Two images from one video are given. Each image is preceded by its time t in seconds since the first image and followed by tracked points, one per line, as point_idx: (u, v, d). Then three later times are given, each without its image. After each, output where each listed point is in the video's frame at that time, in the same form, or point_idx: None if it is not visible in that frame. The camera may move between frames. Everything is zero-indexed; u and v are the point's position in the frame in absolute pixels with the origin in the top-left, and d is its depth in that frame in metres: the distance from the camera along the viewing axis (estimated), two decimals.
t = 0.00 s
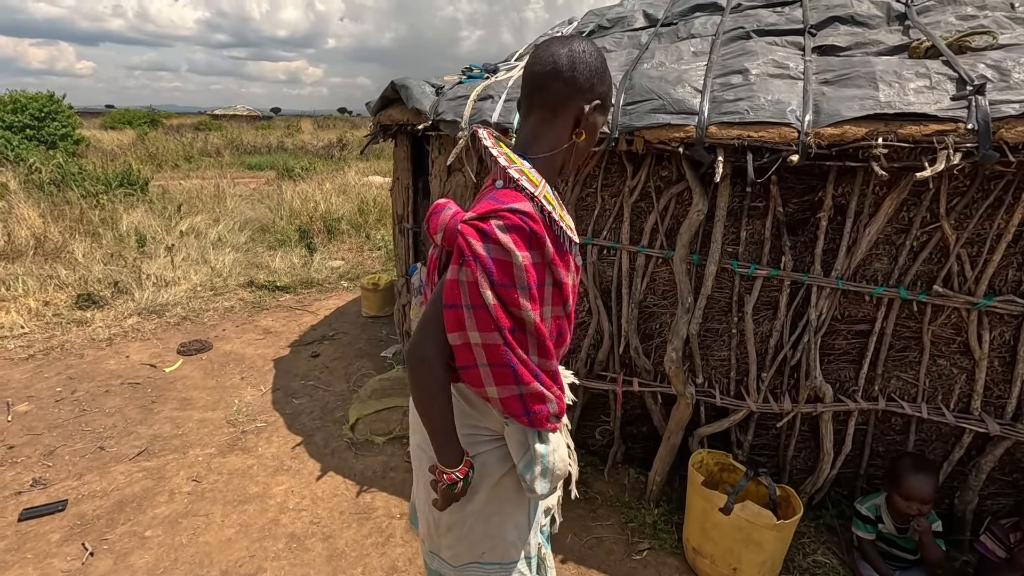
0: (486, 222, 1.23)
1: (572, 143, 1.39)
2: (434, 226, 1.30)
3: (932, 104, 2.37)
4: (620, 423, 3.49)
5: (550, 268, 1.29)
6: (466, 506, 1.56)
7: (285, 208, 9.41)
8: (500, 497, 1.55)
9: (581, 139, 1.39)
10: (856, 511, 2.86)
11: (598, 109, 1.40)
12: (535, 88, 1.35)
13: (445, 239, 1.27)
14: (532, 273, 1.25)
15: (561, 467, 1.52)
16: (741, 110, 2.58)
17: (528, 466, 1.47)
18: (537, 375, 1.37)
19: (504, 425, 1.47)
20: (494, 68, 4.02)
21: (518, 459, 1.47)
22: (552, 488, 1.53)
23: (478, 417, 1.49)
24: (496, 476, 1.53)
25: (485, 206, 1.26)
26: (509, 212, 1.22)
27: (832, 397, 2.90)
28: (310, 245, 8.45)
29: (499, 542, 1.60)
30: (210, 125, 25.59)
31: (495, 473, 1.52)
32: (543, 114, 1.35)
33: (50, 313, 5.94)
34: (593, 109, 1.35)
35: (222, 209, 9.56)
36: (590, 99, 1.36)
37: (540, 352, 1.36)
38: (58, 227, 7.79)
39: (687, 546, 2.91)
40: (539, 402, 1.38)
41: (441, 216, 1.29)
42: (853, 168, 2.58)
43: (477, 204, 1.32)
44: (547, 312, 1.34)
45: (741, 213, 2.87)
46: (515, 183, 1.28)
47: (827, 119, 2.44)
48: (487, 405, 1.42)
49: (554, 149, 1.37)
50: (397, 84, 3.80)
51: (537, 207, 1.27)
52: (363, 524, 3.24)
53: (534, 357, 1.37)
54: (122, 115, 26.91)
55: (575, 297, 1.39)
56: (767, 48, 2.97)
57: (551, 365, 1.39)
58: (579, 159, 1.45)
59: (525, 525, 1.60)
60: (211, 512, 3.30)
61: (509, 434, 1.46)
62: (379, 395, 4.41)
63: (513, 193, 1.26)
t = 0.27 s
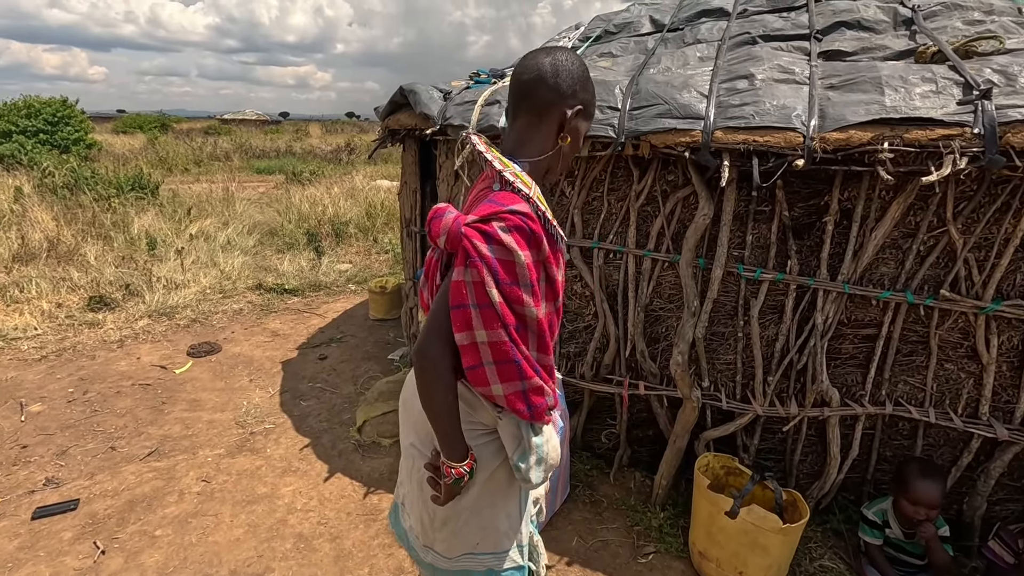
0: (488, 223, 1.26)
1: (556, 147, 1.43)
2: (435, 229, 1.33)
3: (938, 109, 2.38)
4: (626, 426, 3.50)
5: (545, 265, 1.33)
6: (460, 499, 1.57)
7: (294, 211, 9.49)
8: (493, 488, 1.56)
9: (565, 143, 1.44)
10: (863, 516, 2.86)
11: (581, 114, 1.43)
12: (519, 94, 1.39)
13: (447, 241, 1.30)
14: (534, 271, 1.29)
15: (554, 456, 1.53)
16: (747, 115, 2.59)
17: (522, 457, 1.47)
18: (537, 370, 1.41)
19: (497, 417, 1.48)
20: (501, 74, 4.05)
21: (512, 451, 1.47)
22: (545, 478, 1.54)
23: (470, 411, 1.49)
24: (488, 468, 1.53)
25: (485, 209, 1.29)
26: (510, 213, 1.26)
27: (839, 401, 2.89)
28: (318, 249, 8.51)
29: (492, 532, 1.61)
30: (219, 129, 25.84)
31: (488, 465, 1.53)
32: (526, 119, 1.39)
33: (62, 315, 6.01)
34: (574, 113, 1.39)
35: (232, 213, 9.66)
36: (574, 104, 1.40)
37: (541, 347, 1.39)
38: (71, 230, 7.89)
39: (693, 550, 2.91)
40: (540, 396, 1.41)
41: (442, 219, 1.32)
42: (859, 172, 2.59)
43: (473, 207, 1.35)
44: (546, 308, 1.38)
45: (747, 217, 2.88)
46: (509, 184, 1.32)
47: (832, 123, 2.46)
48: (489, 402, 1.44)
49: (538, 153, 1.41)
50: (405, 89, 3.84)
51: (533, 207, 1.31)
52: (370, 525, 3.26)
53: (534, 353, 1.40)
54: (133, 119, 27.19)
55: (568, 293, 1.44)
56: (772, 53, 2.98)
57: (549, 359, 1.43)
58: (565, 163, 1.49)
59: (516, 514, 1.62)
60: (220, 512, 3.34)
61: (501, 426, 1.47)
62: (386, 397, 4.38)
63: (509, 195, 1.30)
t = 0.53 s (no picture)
0: (462, 211, 1.34)
1: (536, 149, 1.51)
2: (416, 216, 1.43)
3: (950, 111, 2.38)
4: (635, 429, 3.50)
5: (519, 254, 1.38)
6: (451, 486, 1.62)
7: (303, 215, 9.55)
8: (481, 475, 1.60)
9: (545, 144, 1.52)
10: (875, 521, 2.85)
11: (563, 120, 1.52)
12: (507, 103, 1.53)
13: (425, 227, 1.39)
14: (504, 257, 1.35)
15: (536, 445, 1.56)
16: (757, 117, 2.60)
17: (504, 443, 1.52)
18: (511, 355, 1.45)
19: (480, 406, 1.54)
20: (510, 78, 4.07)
21: (495, 437, 1.52)
22: (528, 467, 1.56)
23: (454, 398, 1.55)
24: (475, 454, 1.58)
25: (461, 198, 1.38)
26: (481, 201, 1.34)
27: (850, 404, 2.88)
28: (327, 252, 8.56)
29: (483, 519, 1.64)
30: (228, 133, 26.04)
31: (474, 453, 1.58)
32: (510, 122, 1.51)
33: (75, 317, 6.08)
34: (552, 116, 1.48)
35: (241, 216, 9.73)
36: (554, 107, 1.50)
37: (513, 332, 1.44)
38: (83, 233, 7.98)
39: (703, 553, 2.91)
40: (513, 380, 1.45)
41: (422, 207, 1.42)
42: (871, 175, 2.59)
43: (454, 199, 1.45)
44: (520, 295, 1.43)
45: (757, 220, 2.89)
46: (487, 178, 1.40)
47: (843, 126, 2.46)
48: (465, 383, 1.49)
49: (517, 153, 1.50)
50: (415, 93, 3.86)
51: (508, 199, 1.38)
52: (379, 527, 3.27)
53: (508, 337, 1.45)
54: (144, 123, 27.44)
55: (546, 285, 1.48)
56: (783, 56, 2.99)
57: (524, 346, 1.47)
58: (550, 168, 1.56)
59: (507, 503, 1.64)
60: (231, 512, 3.36)
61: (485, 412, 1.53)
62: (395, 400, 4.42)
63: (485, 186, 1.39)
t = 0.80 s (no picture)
0: (446, 204, 1.45)
1: (528, 155, 1.60)
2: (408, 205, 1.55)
3: (964, 115, 2.36)
4: (644, 434, 3.48)
5: (499, 249, 1.48)
6: (433, 474, 1.76)
7: (311, 219, 9.60)
8: (460, 465, 1.73)
9: (538, 150, 1.60)
10: (888, 527, 2.82)
11: (557, 129, 1.61)
12: (507, 110, 1.64)
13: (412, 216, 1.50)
14: (481, 250, 1.45)
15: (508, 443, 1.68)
16: (768, 121, 2.59)
17: (475, 436, 1.65)
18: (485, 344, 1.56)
19: (459, 400, 1.67)
20: (520, 82, 4.09)
21: (468, 432, 1.66)
22: (499, 461, 1.68)
23: (436, 390, 1.69)
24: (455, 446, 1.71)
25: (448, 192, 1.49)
26: (464, 196, 1.44)
27: (862, 410, 2.86)
28: (335, 256, 8.59)
29: (463, 507, 1.77)
30: (237, 139, 26.25)
31: (453, 445, 1.71)
32: (507, 127, 1.62)
33: (86, 319, 6.12)
34: (546, 124, 1.57)
35: (250, 220, 9.79)
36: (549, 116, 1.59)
37: (487, 322, 1.54)
38: (95, 236, 8.05)
39: (713, 559, 2.89)
40: (483, 368, 1.56)
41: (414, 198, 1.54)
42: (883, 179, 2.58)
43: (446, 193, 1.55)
44: (497, 288, 1.53)
45: (768, 224, 2.88)
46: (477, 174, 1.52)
47: (856, 130, 2.45)
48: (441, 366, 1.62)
49: (511, 157, 1.60)
50: (425, 98, 3.88)
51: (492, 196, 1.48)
52: (388, 530, 3.26)
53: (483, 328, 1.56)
54: (154, 129, 27.68)
55: (527, 281, 1.57)
56: (793, 61, 2.99)
57: (498, 338, 1.58)
58: (543, 174, 1.65)
59: (486, 495, 1.75)
60: (240, 514, 3.37)
61: (463, 406, 1.66)
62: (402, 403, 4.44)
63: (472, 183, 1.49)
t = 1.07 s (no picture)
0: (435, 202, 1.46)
1: (518, 155, 1.60)
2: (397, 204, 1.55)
3: (974, 119, 2.35)
4: (649, 439, 3.46)
5: (488, 245, 1.49)
6: (432, 473, 1.76)
7: (318, 223, 9.64)
8: (460, 463, 1.72)
9: (528, 150, 1.60)
10: (896, 536, 2.79)
11: (547, 129, 1.60)
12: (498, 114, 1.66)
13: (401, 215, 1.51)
14: (470, 246, 1.46)
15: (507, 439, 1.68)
16: (775, 125, 2.58)
17: (473, 434, 1.64)
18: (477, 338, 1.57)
19: (455, 397, 1.66)
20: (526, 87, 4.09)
21: (465, 429, 1.65)
22: (497, 459, 1.68)
23: (433, 388, 1.68)
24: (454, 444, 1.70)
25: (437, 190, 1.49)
26: (452, 194, 1.44)
27: (870, 416, 2.83)
28: (341, 259, 8.62)
29: (463, 506, 1.77)
30: (245, 144, 26.44)
31: (451, 443, 1.70)
32: (498, 130, 1.63)
33: (94, 321, 6.17)
34: (534, 124, 1.57)
35: (257, 224, 9.84)
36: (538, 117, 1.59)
37: (479, 316, 1.56)
38: (104, 239, 8.12)
39: (720, 567, 2.86)
40: (476, 363, 1.57)
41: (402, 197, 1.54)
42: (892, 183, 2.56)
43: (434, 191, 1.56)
44: (487, 284, 1.54)
45: (775, 229, 2.87)
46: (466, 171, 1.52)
47: (863, 134, 2.43)
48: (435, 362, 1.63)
49: (500, 158, 1.61)
50: (432, 102, 3.90)
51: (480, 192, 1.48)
52: (392, 534, 3.26)
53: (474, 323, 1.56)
54: (164, 133, 27.93)
55: (519, 277, 1.57)
56: (800, 65, 2.98)
57: (490, 333, 1.59)
58: (535, 176, 1.64)
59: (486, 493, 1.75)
60: (244, 517, 3.37)
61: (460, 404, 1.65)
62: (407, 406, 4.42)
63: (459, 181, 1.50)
